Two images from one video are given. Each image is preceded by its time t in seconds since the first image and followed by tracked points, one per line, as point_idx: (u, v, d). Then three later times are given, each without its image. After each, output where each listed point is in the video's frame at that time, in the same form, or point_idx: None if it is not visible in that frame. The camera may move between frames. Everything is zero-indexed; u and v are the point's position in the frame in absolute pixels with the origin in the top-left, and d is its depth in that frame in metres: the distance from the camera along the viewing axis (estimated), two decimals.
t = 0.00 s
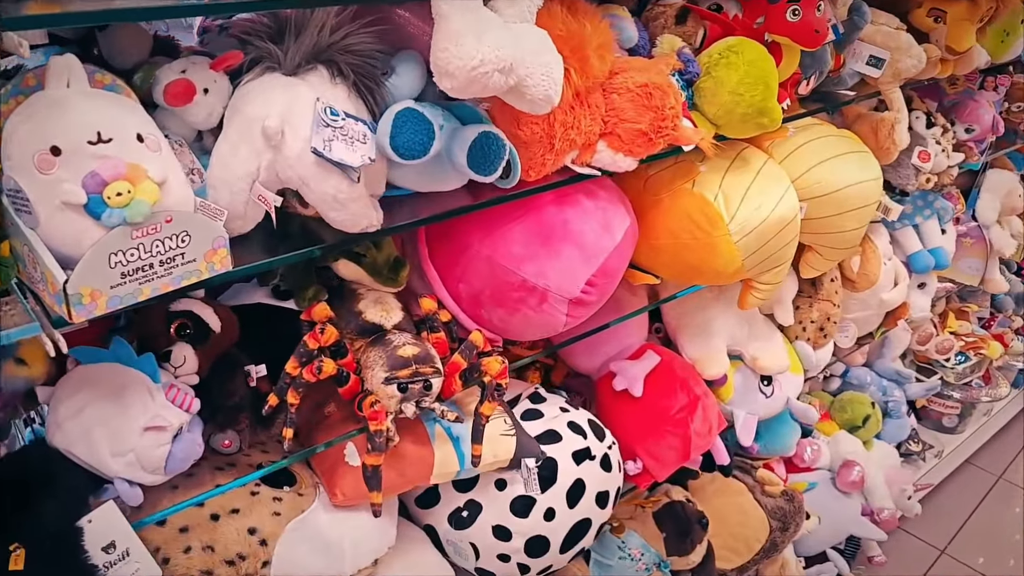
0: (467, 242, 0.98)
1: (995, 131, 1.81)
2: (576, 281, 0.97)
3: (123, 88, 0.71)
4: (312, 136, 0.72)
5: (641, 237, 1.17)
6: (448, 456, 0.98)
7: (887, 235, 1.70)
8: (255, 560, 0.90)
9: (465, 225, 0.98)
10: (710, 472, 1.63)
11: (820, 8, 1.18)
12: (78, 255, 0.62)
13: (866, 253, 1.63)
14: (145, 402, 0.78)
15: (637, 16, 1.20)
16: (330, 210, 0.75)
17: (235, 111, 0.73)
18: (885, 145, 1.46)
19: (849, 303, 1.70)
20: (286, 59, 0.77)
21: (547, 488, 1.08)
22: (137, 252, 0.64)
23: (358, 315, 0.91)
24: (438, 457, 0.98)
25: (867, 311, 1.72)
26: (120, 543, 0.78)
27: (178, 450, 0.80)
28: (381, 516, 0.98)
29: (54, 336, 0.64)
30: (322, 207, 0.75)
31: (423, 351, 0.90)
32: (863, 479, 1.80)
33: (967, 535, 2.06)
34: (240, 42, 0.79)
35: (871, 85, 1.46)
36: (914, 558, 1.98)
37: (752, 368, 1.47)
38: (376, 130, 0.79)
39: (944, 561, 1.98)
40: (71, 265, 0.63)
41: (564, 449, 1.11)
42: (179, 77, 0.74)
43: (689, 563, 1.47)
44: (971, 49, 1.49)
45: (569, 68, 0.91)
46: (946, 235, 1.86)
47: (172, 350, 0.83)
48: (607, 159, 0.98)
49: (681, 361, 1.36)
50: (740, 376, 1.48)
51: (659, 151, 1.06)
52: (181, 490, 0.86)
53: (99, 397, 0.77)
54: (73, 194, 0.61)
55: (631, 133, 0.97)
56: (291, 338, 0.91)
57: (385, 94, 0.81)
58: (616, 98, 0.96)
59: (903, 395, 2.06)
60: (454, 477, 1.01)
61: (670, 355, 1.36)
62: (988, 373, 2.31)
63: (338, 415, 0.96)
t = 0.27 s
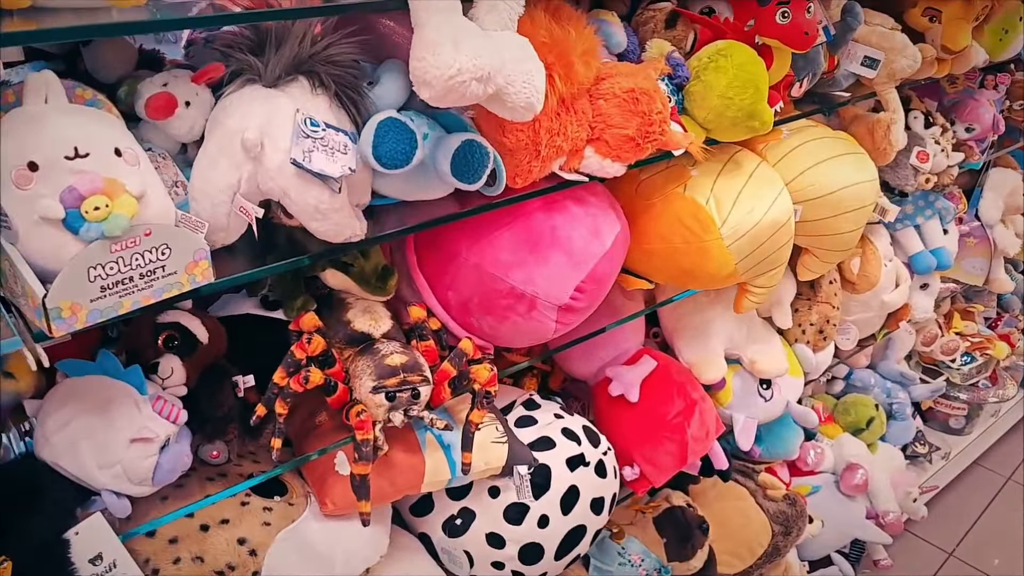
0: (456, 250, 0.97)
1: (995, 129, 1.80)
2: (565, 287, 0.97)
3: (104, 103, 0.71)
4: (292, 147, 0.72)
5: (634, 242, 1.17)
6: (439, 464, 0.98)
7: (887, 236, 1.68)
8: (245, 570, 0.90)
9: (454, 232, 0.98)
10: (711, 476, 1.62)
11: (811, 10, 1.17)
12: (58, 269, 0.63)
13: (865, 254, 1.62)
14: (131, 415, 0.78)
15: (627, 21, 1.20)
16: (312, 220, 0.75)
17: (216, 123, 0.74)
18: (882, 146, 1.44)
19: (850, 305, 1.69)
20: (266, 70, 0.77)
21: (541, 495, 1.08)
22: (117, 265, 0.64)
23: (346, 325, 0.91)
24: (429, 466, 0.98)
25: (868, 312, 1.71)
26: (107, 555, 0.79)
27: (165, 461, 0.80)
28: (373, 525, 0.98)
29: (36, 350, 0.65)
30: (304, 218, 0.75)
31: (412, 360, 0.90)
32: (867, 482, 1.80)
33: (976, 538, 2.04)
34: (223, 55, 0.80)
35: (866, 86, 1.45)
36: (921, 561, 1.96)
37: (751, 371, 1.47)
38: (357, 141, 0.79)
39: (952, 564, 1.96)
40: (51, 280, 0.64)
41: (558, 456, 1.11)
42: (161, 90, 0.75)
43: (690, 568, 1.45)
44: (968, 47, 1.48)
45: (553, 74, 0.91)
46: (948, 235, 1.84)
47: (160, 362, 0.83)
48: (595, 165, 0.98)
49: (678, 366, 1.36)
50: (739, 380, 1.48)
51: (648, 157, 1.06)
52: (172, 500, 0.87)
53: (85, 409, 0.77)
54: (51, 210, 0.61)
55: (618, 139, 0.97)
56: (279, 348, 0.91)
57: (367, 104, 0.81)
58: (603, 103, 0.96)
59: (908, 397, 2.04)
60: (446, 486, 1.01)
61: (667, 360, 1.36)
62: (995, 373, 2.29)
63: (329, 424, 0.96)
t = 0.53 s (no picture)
0: (439, 273, 0.97)
1: (985, 142, 1.80)
2: (548, 310, 0.96)
3: (79, 133, 0.71)
4: (267, 176, 0.72)
5: (620, 262, 1.16)
6: (424, 489, 0.98)
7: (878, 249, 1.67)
8: None
9: (437, 256, 0.98)
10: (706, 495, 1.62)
11: (792, 27, 1.17)
12: (29, 302, 0.62)
13: (857, 269, 1.62)
14: (109, 444, 0.77)
15: (612, 40, 1.20)
16: (289, 248, 0.75)
17: (190, 152, 0.73)
18: (869, 162, 1.44)
19: (842, 320, 1.68)
20: (242, 98, 0.77)
21: (529, 518, 1.07)
22: (90, 297, 0.64)
23: (329, 350, 0.91)
24: (414, 491, 0.97)
25: (861, 327, 1.70)
26: None
27: (144, 491, 0.80)
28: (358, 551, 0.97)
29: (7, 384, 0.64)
30: (281, 246, 0.75)
31: (394, 386, 0.90)
32: (863, 498, 1.79)
33: (975, 552, 2.03)
34: (199, 82, 0.79)
35: (853, 102, 1.45)
36: None
37: (742, 389, 1.46)
38: (335, 167, 0.79)
39: None
40: (23, 313, 0.63)
41: (546, 478, 1.10)
42: (136, 119, 0.75)
43: None
44: (954, 62, 1.49)
45: (534, 97, 0.91)
46: (940, 248, 1.84)
47: (140, 391, 0.83)
48: (578, 187, 0.98)
49: (668, 385, 1.35)
50: (730, 398, 1.47)
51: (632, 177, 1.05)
52: (153, 531, 0.86)
53: (63, 440, 0.77)
54: (22, 243, 0.61)
55: (601, 160, 0.97)
56: (262, 374, 0.90)
57: (346, 130, 0.81)
58: (585, 125, 0.96)
59: (904, 411, 2.03)
60: (431, 510, 1.00)
61: (657, 379, 1.35)
62: (992, 386, 2.28)
63: (313, 450, 0.95)
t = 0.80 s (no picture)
0: (425, 303, 0.97)
1: (966, 170, 1.82)
2: (534, 340, 0.96)
3: (62, 165, 0.71)
4: (252, 207, 0.71)
5: (606, 291, 1.16)
6: (410, 521, 0.96)
7: (862, 277, 1.68)
8: None
9: (423, 286, 0.98)
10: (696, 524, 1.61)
11: (775, 58, 1.17)
12: (10, 335, 0.61)
13: (842, 296, 1.63)
14: (90, 479, 0.76)
15: (596, 70, 1.22)
16: (274, 278, 0.74)
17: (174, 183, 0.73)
18: (853, 190, 1.45)
19: (828, 347, 1.69)
20: (227, 128, 0.76)
21: (516, 549, 1.07)
22: (72, 330, 0.64)
23: (314, 382, 0.91)
24: (401, 523, 0.96)
25: (846, 354, 1.71)
26: None
27: (125, 526, 0.79)
28: None
29: None
30: (266, 277, 0.74)
31: (380, 417, 0.89)
32: (852, 526, 1.79)
33: None
34: (183, 113, 0.79)
35: (836, 130, 1.46)
36: None
37: (730, 417, 1.45)
38: (321, 198, 0.79)
39: None
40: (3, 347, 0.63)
41: (533, 509, 1.09)
42: (120, 151, 0.74)
43: None
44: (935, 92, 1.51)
45: (519, 128, 0.91)
46: (923, 275, 1.85)
47: (122, 424, 0.82)
48: (563, 217, 0.99)
49: (655, 413, 1.35)
50: (718, 426, 1.46)
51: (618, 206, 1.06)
52: (133, 566, 0.83)
53: (43, 475, 0.75)
54: (3, 276, 0.60)
55: (586, 190, 0.97)
56: (246, 407, 0.89)
57: (331, 160, 0.81)
58: (570, 154, 0.97)
59: (891, 437, 2.03)
60: (418, 543, 0.99)
61: (644, 407, 1.35)
62: (977, 411, 2.29)
63: (298, 482, 0.93)
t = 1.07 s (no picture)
0: (416, 337, 0.97)
1: (939, 201, 1.86)
2: (525, 373, 0.97)
3: (58, 203, 0.71)
4: (248, 245, 0.71)
5: (594, 323, 1.17)
6: (402, 556, 0.96)
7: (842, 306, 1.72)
8: None
9: (413, 320, 0.98)
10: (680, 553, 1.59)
11: (757, 94, 1.20)
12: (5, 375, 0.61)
13: (822, 326, 1.65)
14: (80, 519, 0.76)
15: (581, 105, 1.24)
16: (269, 315, 0.75)
17: (169, 221, 0.73)
18: (831, 222, 1.48)
19: (809, 376, 1.71)
20: (223, 166, 0.77)
21: None
22: (68, 370, 0.64)
23: (305, 417, 0.91)
24: (392, 558, 0.96)
25: (827, 383, 1.73)
26: None
27: (114, 566, 0.79)
28: None
29: None
30: (260, 314, 0.75)
31: (373, 452, 0.89)
32: (836, 553, 1.79)
33: None
34: (177, 151, 0.79)
35: (815, 164, 1.50)
36: None
37: (714, 447, 1.46)
38: (314, 236, 0.79)
39: None
40: None
41: (523, 542, 1.09)
42: (115, 188, 0.75)
43: None
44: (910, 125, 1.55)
45: (509, 164, 0.92)
46: (901, 303, 1.89)
47: (112, 462, 0.82)
48: (552, 251, 1.00)
49: (641, 444, 1.36)
50: (703, 455, 1.47)
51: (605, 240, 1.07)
52: None
53: (31, 515, 0.74)
54: None
55: (575, 225, 0.99)
56: (237, 444, 0.88)
57: (325, 197, 0.82)
58: (559, 190, 0.98)
59: (871, 464, 2.05)
60: None
61: (630, 438, 1.36)
62: (954, 438, 2.33)
63: (287, 518, 0.93)
